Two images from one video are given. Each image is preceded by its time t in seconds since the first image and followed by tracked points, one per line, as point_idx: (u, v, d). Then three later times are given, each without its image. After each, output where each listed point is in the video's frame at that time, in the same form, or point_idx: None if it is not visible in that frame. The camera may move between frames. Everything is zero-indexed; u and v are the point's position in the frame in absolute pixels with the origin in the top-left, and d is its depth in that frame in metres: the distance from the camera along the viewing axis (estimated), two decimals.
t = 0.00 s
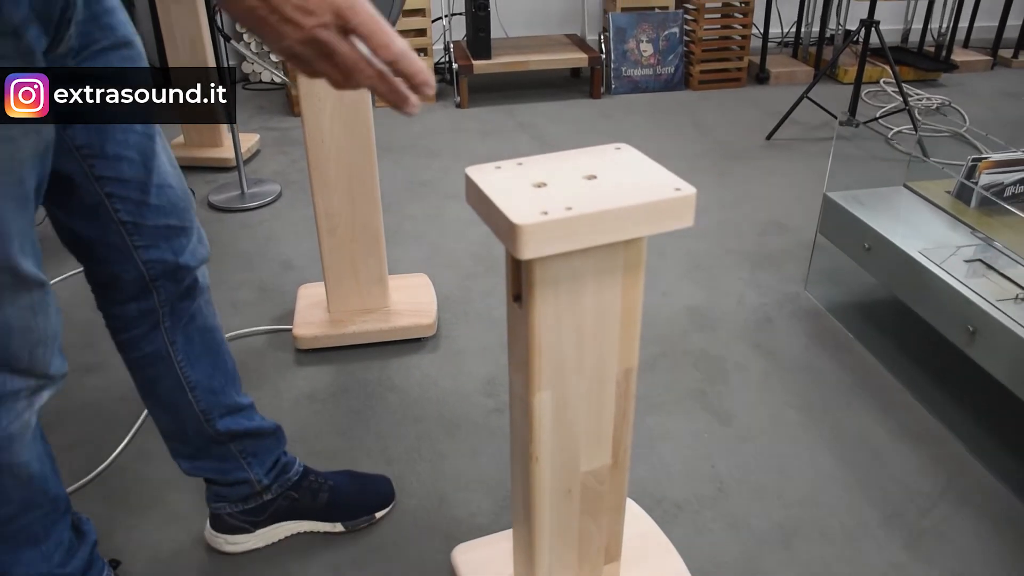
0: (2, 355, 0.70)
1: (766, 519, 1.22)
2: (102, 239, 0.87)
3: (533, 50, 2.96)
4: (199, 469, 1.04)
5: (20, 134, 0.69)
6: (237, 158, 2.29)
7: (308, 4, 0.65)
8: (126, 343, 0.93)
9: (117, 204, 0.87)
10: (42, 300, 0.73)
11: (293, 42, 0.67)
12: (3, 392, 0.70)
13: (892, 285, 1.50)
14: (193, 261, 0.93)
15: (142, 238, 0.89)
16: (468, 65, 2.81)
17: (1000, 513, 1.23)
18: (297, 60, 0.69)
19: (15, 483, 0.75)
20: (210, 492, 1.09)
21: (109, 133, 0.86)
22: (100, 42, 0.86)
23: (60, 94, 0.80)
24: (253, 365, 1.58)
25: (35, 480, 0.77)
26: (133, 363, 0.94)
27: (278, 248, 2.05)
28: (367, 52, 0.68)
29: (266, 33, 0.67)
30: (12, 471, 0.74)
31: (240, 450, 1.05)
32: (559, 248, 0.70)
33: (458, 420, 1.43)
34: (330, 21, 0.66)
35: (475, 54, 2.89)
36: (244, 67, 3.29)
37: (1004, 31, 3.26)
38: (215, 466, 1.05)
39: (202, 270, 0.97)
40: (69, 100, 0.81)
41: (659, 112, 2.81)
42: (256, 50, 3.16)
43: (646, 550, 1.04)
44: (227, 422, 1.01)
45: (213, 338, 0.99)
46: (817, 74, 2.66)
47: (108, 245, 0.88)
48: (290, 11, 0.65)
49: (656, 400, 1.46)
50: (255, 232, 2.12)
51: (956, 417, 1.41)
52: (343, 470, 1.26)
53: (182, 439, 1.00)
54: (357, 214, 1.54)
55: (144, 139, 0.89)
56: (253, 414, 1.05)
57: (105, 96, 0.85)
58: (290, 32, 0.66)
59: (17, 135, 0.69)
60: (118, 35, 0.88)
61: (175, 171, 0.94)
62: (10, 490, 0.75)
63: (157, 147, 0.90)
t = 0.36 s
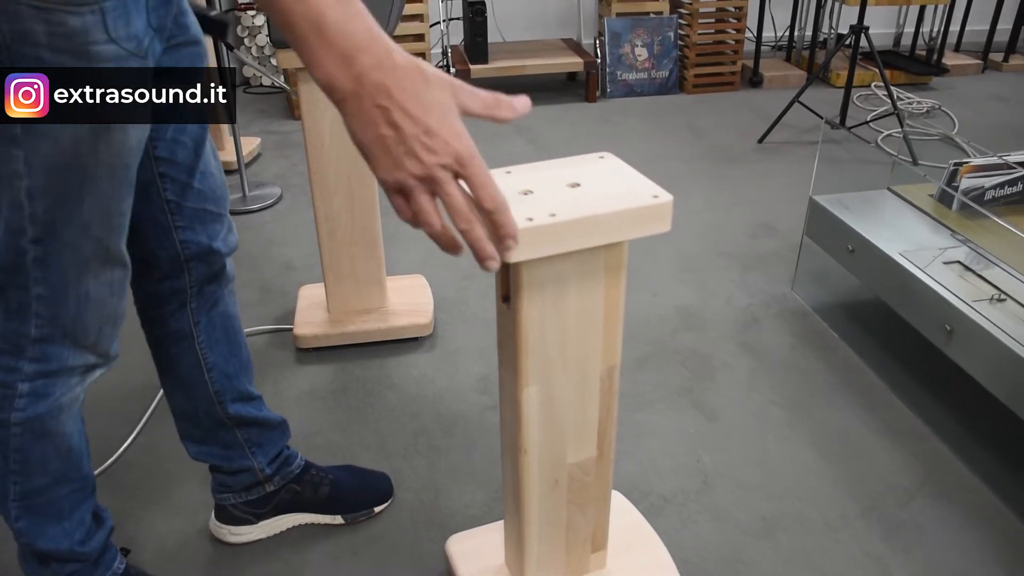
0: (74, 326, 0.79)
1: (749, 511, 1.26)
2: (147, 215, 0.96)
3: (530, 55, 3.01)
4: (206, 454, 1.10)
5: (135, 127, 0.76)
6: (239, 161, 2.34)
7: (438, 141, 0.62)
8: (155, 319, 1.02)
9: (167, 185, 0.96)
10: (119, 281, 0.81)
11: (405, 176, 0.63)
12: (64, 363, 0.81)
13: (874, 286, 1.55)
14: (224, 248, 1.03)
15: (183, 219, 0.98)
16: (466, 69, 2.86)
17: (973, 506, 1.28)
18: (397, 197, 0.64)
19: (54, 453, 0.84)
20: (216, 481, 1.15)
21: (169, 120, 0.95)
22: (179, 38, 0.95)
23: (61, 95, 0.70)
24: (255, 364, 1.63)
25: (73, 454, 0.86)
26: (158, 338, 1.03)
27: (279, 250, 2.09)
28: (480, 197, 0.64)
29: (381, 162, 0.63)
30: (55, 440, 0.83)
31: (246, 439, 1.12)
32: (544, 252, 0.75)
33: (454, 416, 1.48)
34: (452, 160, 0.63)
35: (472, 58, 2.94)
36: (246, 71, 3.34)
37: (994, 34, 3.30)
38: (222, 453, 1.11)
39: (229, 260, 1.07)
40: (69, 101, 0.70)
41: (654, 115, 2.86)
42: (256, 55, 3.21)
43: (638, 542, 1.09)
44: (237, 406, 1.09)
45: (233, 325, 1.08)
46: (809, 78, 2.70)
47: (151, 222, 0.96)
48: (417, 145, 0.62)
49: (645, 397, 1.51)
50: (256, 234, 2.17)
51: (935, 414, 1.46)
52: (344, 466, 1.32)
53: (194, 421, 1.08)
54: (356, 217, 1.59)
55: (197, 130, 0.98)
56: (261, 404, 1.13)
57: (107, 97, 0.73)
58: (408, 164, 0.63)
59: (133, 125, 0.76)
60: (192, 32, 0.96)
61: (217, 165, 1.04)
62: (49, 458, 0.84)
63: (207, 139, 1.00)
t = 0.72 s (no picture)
0: (118, 319, 0.86)
1: (742, 508, 1.31)
2: (181, 212, 1.02)
3: (530, 60, 3.06)
4: (221, 446, 1.16)
5: (182, 133, 0.82)
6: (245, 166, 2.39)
7: (488, 167, 0.74)
8: (181, 312, 1.08)
9: (203, 185, 1.02)
10: (161, 279, 0.88)
11: (456, 190, 0.74)
12: (107, 354, 0.87)
13: (863, 289, 1.60)
14: (250, 250, 1.09)
15: (214, 219, 1.04)
16: (468, 74, 2.91)
17: (959, 503, 1.32)
18: (444, 207, 0.75)
19: (89, 439, 0.91)
20: (227, 475, 1.21)
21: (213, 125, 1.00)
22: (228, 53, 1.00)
23: (61, 95, 0.74)
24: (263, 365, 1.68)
25: (107, 442, 0.93)
26: (183, 329, 1.09)
27: (285, 253, 2.14)
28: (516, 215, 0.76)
29: (438, 178, 0.74)
30: (91, 427, 0.90)
31: (259, 435, 1.17)
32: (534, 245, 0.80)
33: (456, 416, 1.52)
34: (498, 183, 0.74)
35: (473, 64, 2.99)
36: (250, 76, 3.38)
37: (988, 40, 3.35)
38: (235, 447, 1.17)
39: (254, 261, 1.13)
40: (70, 101, 0.74)
41: (652, 120, 2.90)
42: (261, 60, 3.26)
43: (630, 531, 1.14)
44: (252, 401, 1.15)
45: (254, 323, 1.14)
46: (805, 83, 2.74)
47: (183, 218, 1.03)
48: (473, 168, 0.73)
49: (642, 398, 1.56)
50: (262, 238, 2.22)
51: (923, 415, 1.51)
52: (351, 464, 1.37)
53: (211, 413, 1.14)
54: (361, 223, 1.64)
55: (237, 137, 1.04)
56: (275, 403, 1.19)
57: (107, 98, 0.76)
58: (463, 184, 0.74)
59: (182, 131, 0.82)
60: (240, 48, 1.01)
61: (251, 172, 1.10)
62: (85, 443, 0.91)
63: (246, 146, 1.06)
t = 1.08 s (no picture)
0: (123, 317, 0.90)
1: (737, 507, 1.35)
2: (200, 216, 1.06)
3: (532, 65, 3.10)
4: (233, 445, 1.20)
5: (171, 138, 0.84)
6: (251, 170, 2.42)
7: (459, 127, 0.84)
8: (198, 313, 1.12)
9: (223, 194, 1.06)
10: (163, 277, 0.91)
11: (433, 146, 0.85)
12: (117, 351, 0.92)
13: (858, 293, 1.63)
14: (267, 258, 1.13)
15: (233, 226, 1.08)
16: (471, 79, 2.94)
17: (950, 502, 1.35)
18: (421, 160, 0.86)
19: (106, 434, 0.97)
20: (237, 474, 1.24)
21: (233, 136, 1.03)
22: (252, 77, 1.01)
23: (61, 95, 0.79)
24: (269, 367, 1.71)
25: (124, 437, 0.98)
26: (199, 330, 1.12)
27: (290, 256, 2.17)
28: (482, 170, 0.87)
29: (417, 135, 0.85)
30: (107, 423, 0.96)
31: (269, 436, 1.21)
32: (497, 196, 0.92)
33: (459, 417, 1.56)
34: (467, 141, 0.85)
35: (476, 68, 3.02)
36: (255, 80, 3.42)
37: (987, 44, 3.38)
38: (246, 447, 1.21)
39: (271, 268, 1.16)
40: (68, 101, 0.79)
41: (653, 124, 2.94)
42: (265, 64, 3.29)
43: (622, 517, 1.23)
44: (263, 403, 1.19)
45: (269, 327, 1.18)
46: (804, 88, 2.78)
47: (202, 223, 1.07)
48: (446, 128, 0.84)
49: (641, 399, 1.59)
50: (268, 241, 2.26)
51: (916, 416, 1.54)
52: (357, 463, 1.40)
53: (224, 413, 1.18)
54: (367, 227, 1.67)
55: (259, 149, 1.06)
56: (287, 406, 1.23)
57: (107, 97, 0.80)
58: (440, 142, 0.85)
59: (171, 133, 0.85)
60: (266, 70, 1.03)
61: (273, 183, 1.13)
62: (101, 437, 0.97)
63: (267, 157, 1.09)
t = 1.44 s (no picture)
0: (127, 317, 0.93)
1: (729, 507, 1.37)
2: (205, 220, 1.09)
3: (533, 68, 3.12)
4: (235, 443, 1.23)
5: (172, 143, 0.87)
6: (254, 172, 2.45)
7: (469, 133, 0.90)
8: (203, 315, 1.14)
9: (230, 199, 1.09)
10: (166, 277, 0.94)
11: (446, 150, 0.89)
12: (122, 350, 0.95)
13: (851, 296, 1.65)
14: (271, 262, 1.15)
15: (238, 231, 1.11)
16: (472, 82, 2.97)
17: (938, 502, 1.38)
18: (433, 163, 0.90)
19: (112, 432, 1.00)
20: (239, 473, 1.27)
21: (236, 143, 1.06)
22: (258, 88, 1.04)
23: (62, 95, 0.81)
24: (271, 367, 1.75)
25: (129, 435, 1.01)
26: (204, 332, 1.15)
27: (292, 257, 2.21)
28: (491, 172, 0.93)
29: (429, 139, 0.88)
30: (113, 421, 0.99)
31: (271, 435, 1.24)
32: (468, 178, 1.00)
33: (458, 416, 1.59)
34: (477, 145, 0.91)
35: (477, 71, 3.05)
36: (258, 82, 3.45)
37: (986, 47, 3.39)
38: (248, 446, 1.24)
39: (274, 272, 1.19)
40: (69, 101, 0.81)
41: (652, 127, 2.96)
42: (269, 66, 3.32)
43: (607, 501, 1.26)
44: (265, 403, 1.22)
45: (272, 329, 1.21)
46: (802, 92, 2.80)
47: (207, 228, 1.09)
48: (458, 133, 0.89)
49: (636, 400, 1.62)
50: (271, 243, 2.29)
51: (906, 418, 1.56)
52: (356, 463, 1.43)
53: (227, 412, 1.21)
54: (367, 230, 1.70)
55: (263, 157, 1.09)
56: (288, 406, 1.26)
57: (107, 97, 0.82)
58: (452, 146, 0.89)
59: (172, 138, 0.87)
60: (273, 81, 1.06)
61: (277, 191, 1.16)
62: (107, 434, 1.00)
63: (271, 166, 1.12)
